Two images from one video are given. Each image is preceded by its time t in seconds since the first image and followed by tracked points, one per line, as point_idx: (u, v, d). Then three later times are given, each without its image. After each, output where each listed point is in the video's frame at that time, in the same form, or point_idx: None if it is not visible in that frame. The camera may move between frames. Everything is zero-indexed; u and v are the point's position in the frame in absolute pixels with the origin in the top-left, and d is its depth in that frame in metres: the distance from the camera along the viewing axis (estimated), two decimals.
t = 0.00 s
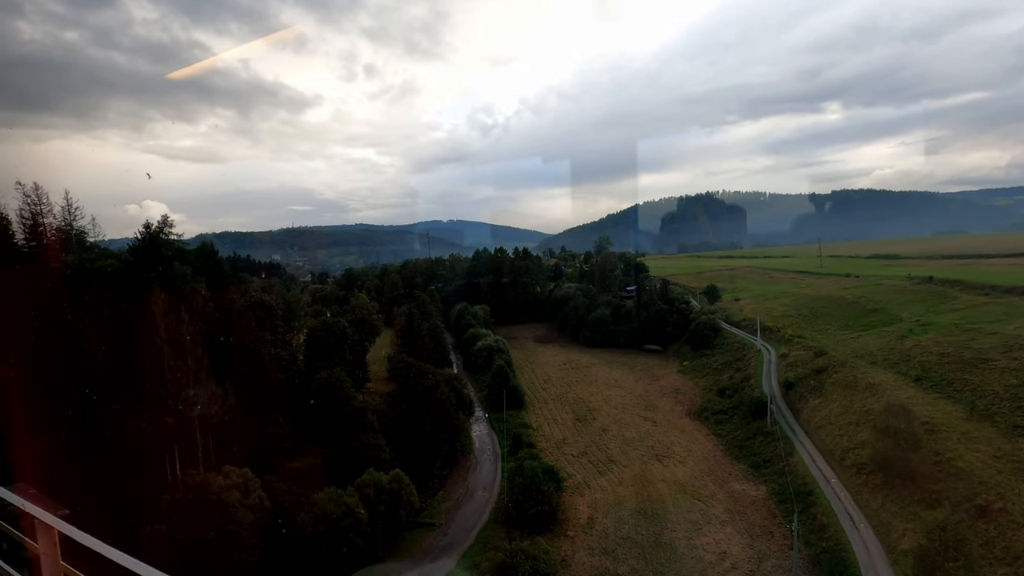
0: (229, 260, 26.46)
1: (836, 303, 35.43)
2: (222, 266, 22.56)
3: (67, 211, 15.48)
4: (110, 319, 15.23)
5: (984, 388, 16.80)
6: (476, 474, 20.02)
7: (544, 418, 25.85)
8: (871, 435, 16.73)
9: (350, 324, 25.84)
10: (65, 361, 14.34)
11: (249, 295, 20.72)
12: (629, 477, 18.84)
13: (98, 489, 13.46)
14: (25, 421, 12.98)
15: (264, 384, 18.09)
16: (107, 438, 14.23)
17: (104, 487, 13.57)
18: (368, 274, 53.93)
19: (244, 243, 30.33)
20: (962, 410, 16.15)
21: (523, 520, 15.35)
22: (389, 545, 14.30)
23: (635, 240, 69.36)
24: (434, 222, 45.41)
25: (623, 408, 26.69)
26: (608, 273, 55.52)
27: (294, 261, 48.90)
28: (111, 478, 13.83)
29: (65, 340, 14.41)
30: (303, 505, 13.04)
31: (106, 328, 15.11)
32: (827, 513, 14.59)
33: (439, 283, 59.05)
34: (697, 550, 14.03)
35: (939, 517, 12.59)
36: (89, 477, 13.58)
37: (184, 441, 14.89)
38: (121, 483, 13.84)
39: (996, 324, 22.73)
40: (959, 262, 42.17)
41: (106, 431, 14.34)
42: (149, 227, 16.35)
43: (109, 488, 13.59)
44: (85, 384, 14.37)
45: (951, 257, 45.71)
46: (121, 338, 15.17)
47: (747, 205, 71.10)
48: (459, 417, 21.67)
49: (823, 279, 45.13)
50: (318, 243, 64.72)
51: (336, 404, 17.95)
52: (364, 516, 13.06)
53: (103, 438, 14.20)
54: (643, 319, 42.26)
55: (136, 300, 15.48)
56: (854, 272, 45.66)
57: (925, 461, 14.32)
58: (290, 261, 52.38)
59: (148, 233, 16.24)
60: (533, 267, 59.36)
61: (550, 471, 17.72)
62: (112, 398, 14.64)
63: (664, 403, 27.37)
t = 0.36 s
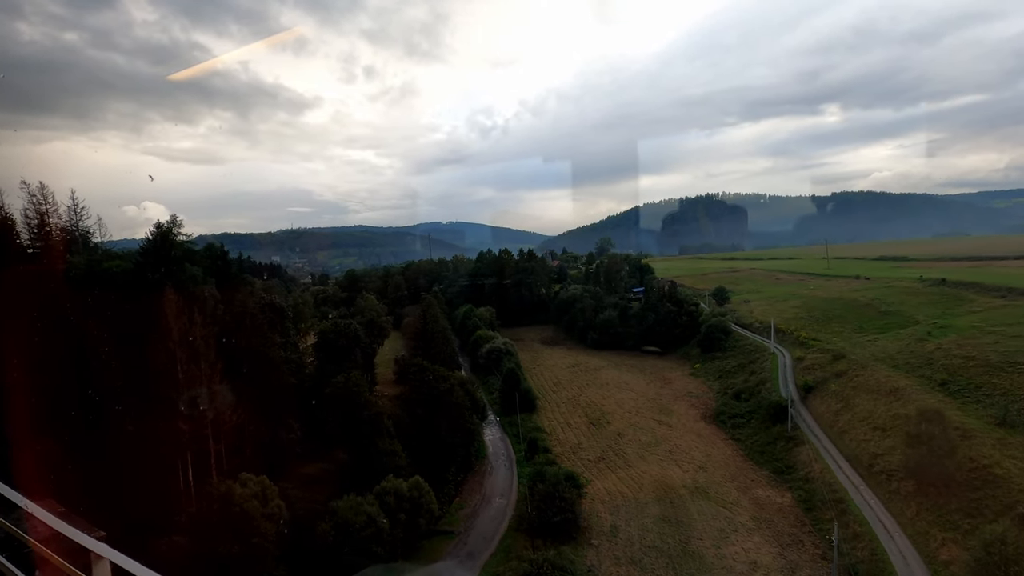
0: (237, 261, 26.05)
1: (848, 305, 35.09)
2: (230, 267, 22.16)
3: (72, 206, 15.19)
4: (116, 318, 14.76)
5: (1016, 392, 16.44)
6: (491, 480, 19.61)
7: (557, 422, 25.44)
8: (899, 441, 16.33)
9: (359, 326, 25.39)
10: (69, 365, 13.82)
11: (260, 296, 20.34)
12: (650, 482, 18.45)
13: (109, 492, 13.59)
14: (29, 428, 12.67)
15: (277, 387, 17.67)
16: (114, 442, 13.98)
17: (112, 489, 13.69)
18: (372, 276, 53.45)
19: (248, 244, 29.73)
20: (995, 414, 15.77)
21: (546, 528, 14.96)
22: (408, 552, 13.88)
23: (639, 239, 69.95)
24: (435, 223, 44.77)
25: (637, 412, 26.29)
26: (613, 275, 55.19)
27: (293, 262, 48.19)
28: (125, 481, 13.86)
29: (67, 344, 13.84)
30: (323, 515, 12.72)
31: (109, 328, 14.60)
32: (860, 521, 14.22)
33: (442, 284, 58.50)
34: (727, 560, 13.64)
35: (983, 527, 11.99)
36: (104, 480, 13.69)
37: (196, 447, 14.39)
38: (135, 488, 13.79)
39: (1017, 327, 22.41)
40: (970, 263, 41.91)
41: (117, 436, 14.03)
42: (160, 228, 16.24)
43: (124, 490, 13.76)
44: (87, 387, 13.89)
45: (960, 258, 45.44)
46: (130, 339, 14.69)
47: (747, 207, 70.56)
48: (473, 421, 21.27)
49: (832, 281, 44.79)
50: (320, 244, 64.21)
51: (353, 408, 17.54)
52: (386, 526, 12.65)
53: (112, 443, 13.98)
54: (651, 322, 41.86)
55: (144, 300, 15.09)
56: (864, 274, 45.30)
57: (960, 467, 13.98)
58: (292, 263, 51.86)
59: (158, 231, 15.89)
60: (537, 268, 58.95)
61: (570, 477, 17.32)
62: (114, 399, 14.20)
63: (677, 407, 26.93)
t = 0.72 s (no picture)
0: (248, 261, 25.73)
1: (862, 309, 34.70)
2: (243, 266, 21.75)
3: (82, 205, 14.54)
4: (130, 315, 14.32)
5: None
6: (509, 486, 19.17)
7: (571, 426, 24.99)
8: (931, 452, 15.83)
9: (371, 327, 24.99)
10: (81, 365, 13.67)
11: (273, 297, 19.95)
12: (672, 490, 18.01)
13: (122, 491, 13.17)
14: (37, 429, 12.34)
15: (288, 390, 17.29)
16: (128, 443, 13.55)
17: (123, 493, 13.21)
18: (378, 276, 53.05)
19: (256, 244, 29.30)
20: None
21: (571, 537, 14.56)
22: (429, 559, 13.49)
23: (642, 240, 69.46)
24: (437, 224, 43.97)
25: (652, 417, 25.86)
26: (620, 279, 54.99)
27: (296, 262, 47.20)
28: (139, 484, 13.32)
29: (77, 344, 13.66)
30: (346, 523, 12.37)
31: (121, 325, 14.16)
32: (896, 531, 13.82)
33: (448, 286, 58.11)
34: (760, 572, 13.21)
35: None
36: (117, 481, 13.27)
37: (211, 451, 13.96)
38: (148, 491, 13.28)
39: None
40: (985, 267, 41.52)
41: (132, 437, 13.58)
42: (177, 225, 15.65)
43: (138, 493, 13.22)
44: (100, 382, 13.73)
45: (973, 263, 45.02)
46: (143, 338, 14.23)
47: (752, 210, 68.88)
48: (489, 424, 20.85)
49: (843, 285, 44.40)
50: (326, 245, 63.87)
51: (370, 413, 17.13)
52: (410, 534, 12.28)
53: (125, 443, 13.56)
54: (661, 325, 41.46)
55: (161, 299, 14.51)
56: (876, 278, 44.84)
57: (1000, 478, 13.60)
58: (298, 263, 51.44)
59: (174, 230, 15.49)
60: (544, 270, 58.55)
61: (592, 483, 16.89)
62: (127, 393, 13.80)
63: (693, 411, 26.50)
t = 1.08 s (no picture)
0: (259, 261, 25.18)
1: (871, 305, 34.46)
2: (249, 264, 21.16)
3: (82, 203, 14.40)
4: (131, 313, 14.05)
5: None
6: (524, 487, 18.81)
7: (582, 425, 24.65)
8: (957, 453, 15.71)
9: (382, 326, 24.58)
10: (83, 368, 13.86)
11: (282, 295, 19.55)
12: (694, 491, 17.66)
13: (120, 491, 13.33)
14: (32, 428, 12.67)
15: (301, 393, 16.99)
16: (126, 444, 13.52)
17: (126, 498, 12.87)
18: (379, 273, 52.48)
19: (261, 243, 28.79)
20: None
21: (593, 541, 14.18)
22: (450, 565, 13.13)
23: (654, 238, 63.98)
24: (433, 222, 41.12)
25: (663, 415, 25.53)
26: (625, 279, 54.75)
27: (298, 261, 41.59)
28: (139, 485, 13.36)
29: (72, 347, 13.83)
30: (367, 531, 12.09)
31: (122, 326, 13.94)
32: (926, 532, 13.58)
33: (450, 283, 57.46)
34: None
35: None
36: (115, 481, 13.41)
37: (222, 455, 13.52)
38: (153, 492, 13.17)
39: None
40: (989, 263, 41.47)
41: (131, 438, 13.57)
42: (180, 222, 15.09)
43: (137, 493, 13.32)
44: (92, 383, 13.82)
45: (978, 259, 44.90)
46: (150, 339, 13.84)
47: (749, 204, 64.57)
48: (502, 425, 20.43)
49: (849, 281, 44.20)
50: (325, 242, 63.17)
51: (385, 416, 16.58)
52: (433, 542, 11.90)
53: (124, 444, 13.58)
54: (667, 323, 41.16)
55: (173, 298, 14.14)
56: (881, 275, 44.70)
57: None
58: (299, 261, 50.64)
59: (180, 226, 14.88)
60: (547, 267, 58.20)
61: (612, 486, 16.46)
62: (121, 395, 13.81)
63: (705, 410, 26.20)
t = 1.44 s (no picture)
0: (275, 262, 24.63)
1: (885, 303, 34.13)
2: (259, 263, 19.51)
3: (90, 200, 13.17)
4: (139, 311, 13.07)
5: None
6: (544, 490, 18.43)
7: (597, 426, 24.26)
8: (993, 456, 15.24)
9: (394, 326, 24.08)
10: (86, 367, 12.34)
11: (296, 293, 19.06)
12: (719, 494, 17.21)
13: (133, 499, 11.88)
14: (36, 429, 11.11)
15: (316, 396, 16.57)
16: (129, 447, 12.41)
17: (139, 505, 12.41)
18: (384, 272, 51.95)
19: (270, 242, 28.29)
20: None
21: (621, 547, 13.78)
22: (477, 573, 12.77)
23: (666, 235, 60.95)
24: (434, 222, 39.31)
25: (679, 416, 25.08)
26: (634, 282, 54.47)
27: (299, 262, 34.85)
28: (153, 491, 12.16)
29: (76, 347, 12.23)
30: (393, 539, 11.79)
31: (129, 322, 12.91)
32: (966, 537, 13.17)
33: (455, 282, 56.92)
34: None
35: None
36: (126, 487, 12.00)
37: (240, 460, 13.43)
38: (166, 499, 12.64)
39: None
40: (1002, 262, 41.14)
41: (134, 441, 12.49)
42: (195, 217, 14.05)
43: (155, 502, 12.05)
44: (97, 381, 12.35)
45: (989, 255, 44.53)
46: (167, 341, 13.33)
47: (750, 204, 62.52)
48: (520, 427, 20.02)
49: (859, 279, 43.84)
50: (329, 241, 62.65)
51: (405, 418, 16.59)
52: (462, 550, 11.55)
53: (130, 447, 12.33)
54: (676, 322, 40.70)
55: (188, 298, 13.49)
56: (892, 272, 44.30)
57: None
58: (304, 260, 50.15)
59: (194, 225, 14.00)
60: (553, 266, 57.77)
61: (636, 489, 16.05)
62: (123, 394, 12.61)
63: (721, 410, 25.81)
